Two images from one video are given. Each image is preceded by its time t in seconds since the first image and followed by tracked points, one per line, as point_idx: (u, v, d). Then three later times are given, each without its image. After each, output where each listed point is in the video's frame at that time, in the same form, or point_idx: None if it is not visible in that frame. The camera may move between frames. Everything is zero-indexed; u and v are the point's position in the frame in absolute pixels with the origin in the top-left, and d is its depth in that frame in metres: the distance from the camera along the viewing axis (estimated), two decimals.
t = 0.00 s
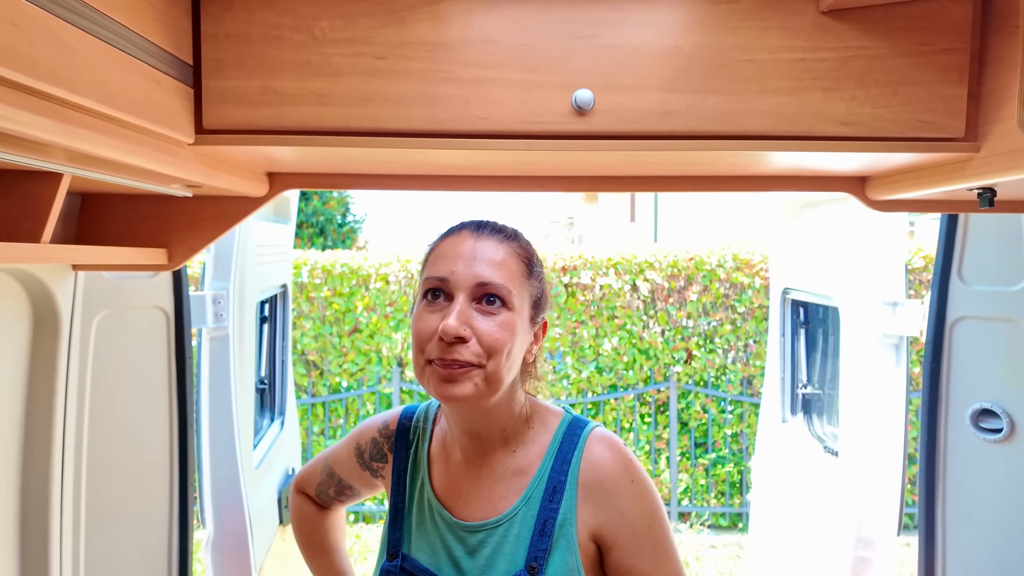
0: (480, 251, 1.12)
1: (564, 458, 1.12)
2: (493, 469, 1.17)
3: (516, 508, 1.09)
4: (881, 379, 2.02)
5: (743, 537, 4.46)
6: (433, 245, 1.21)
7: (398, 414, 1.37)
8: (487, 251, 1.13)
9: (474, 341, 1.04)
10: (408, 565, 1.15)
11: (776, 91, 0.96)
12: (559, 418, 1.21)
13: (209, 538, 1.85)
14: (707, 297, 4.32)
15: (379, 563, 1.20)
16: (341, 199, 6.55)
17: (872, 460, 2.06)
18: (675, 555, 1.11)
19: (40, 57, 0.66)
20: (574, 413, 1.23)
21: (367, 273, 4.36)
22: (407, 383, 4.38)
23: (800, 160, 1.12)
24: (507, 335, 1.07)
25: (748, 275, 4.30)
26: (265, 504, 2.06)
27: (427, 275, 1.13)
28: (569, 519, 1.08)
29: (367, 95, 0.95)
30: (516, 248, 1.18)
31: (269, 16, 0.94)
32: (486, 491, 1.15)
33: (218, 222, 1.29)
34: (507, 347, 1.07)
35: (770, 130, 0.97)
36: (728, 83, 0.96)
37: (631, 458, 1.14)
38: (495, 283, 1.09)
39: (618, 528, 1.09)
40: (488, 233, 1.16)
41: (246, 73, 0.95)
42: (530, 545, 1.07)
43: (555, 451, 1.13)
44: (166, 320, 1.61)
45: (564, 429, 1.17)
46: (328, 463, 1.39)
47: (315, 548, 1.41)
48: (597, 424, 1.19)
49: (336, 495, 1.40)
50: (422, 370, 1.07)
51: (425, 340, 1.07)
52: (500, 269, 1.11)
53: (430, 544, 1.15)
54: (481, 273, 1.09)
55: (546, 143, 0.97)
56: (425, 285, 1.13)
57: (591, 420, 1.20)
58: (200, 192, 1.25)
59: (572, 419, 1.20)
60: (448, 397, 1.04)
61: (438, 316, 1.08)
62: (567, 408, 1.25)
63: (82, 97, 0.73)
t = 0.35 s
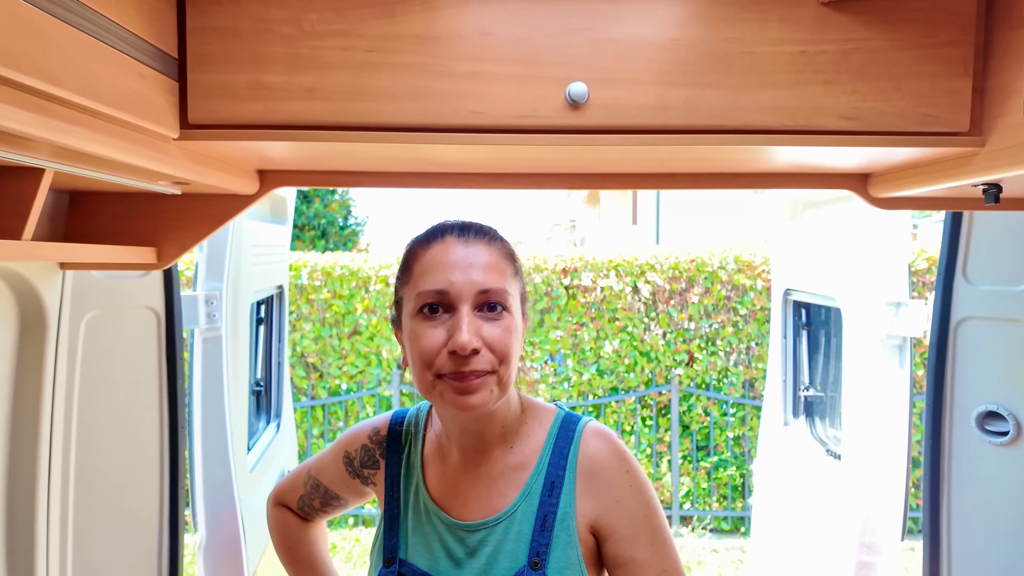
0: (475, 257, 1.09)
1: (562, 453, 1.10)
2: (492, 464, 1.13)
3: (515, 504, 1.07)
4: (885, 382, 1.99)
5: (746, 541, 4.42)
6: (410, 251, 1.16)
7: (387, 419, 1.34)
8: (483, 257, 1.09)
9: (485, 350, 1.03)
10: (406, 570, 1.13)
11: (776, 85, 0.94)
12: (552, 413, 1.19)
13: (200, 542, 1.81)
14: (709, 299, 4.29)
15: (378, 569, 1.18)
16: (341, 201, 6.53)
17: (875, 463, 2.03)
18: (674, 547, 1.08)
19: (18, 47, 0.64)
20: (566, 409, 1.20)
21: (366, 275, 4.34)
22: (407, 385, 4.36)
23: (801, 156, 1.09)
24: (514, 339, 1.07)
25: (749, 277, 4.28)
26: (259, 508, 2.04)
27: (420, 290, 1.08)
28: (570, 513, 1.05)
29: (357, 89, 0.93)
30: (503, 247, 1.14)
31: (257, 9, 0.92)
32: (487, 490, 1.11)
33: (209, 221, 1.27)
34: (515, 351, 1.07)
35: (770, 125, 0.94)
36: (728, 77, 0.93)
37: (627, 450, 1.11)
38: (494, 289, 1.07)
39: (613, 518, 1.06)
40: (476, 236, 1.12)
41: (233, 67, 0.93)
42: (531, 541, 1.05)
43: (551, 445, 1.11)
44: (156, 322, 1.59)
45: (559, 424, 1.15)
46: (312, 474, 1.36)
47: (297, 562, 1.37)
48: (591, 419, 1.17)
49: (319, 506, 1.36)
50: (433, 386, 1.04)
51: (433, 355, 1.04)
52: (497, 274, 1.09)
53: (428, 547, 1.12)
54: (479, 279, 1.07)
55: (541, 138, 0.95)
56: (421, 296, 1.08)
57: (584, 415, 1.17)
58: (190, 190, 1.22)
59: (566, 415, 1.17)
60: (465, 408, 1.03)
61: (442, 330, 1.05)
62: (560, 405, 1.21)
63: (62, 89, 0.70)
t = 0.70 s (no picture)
0: (490, 284, 1.04)
1: (544, 453, 1.08)
2: (478, 468, 1.12)
3: (496, 504, 1.06)
4: (882, 382, 1.98)
5: (745, 542, 4.41)
6: (418, 258, 1.11)
7: (384, 421, 1.34)
8: (499, 286, 1.05)
9: (487, 386, 1.03)
10: (391, 565, 1.12)
11: (767, 83, 0.92)
12: (539, 414, 1.16)
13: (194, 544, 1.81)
14: (707, 299, 4.28)
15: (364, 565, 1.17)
16: (341, 201, 6.52)
17: (872, 464, 2.02)
18: (660, 547, 1.04)
19: None
20: (554, 409, 1.18)
21: (364, 276, 4.33)
22: (405, 385, 4.35)
23: (794, 154, 1.08)
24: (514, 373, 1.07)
25: (748, 277, 4.26)
26: (253, 510, 2.03)
27: (431, 317, 1.04)
28: (550, 513, 1.04)
29: (344, 87, 0.92)
30: (518, 270, 1.10)
31: (243, 6, 0.91)
32: (469, 492, 1.10)
33: (200, 220, 1.26)
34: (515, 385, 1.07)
35: (762, 123, 0.93)
36: (719, 75, 0.92)
37: (610, 449, 1.09)
38: (506, 325, 1.05)
39: (595, 519, 1.03)
40: (494, 257, 1.08)
41: (218, 65, 0.92)
42: (510, 540, 1.03)
43: (534, 446, 1.09)
44: (148, 323, 1.56)
45: (543, 425, 1.12)
46: (322, 472, 1.36)
47: (309, 556, 1.37)
48: (576, 418, 1.15)
49: (329, 503, 1.36)
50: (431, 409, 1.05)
51: (436, 382, 1.04)
52: (510, 306, 1.06)
53: (413, 544, 1.12)
54: (494, 316, 1.03)
55: (530, 137, 0.94)
56: (432, 322, 1.04)
57: (571, 415, 1.16)
58: (179, 189, 1.21)
59: (551, 414, 1.15)
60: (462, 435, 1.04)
61: (446, 357, 1.04)
62: (546, 405, 1.19)
63: (37, 85, 0.69)
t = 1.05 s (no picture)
0: (495, 261, 1.05)
1: (553, 449, 1.07)
2: (487, 464, 1.11)
3: (504, 501, 1.05)
4: (886, 381, 1.97)
5: (746, 542, 4.40)
6: (428, 241, 1.12)
7: (389, 417, 1.32)
8: (503, 263, 1.06)
9: (491, 362, 1.02)
10: (398, 564, 1.10)
11: (775, 75, 0.91)
12: (547, 409, 1.16)
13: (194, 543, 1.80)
14: (709, 299, 4.27)
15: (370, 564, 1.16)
16: (341, 201, 6.51)
17: (877, 464, 2.01)
18: (670, 544, 1.04)
19: None
20: (562, 405, 1.17)
21: (365, 275, 4.32)
22: (405, 385, 4.34)
23: (801, 148, 1.07)
24: (519, 353, 1.06)
25: (749, 276, 4.25)
26: (254, 509, 2.02)
27: (435, 289, 1.06)
28: (560, 509, 1.03)
29: (347, 78, 0.91)
30: (525, 254, 1.11)
31: None
32: (476, 487, 1.09)
33: (200, 215, 1.25)
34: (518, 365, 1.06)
35: (770, 116, 0.92)
36: (725, 67, 0.91)
37: (620, 444, 1.08)
38: (511, 300, 1.05)
39: (605, 515, 1.02)
40: (501, 237, 1.09)
41: (219, 56, 0.91)
42: (520, 537, 1.02)
43: (543, 442, 1.09)
44: (148, 319, 1.56)
45: (551, 420, 1.12)
46: (323, 470, 1.36)
47: (308, 556, 1.36)
48: (585, 413, 1.14)
49: (331, 502, 1.35)
50: (432, 388, 1.04)
51: (438, 358, 1.03)
52: (515, 283, 1.06)
53: (420, 542, 1.11)
54: (498, 290, 1.04)
55: (535, 129, 0.93)
56: (435, 296, 1.05)
57: (579, 411, 1.15)
58: (180, 184, 1.20)
59: (560, 411, 1.14)
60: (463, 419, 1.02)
61: (450, 333, 1.03)
62: (555, 401, 1.19)
63: (37, 74, 0.68)
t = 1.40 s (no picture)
0: (497, 255, 1.05)
1: (559, 445, 1.07)
2: (492, 461, 1.11)
3: (510, 497, 1.04)
4: (888, 379, 1.97)
5: (747, 542, 4.40)
6: (431, 237, 1.12)
7: (391, 415, 1.32)
8: (505, 257, 1.06)
9: (493, 356, 1.02)
10: (400, 565, 1.10)
11: (778, 71, 0.91)
12: (553, 406, 1.16)
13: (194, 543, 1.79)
14: (709, 298, 4.27)
15: (372, 564, 1.15)
16: (341, 201, 6.51)
17: (878, 464, 2.00)
18: (676, 541, 1.04)
19: None
20: (567, 402, 1.17)
21: (365, 275, 4.32)
22: (406, 384, 4.34)
23: (803, 145, 1.07)
24: (523, 347, 1.05)
25: (750, 276, 4.24)
26: (254, 507, 2.02)
27: (437, 283, 1.05)
28: (566, 505, 1.02)
29: (348, 75, 0.90)
30: (528, 248, 1.11)
31: None
32: (481, 485, 1.09)
33: (201, 213, 1.25)
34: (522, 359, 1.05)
35: (772, 113, 0.92)
36: (728, 63, 0.91)
37: (627, 440, 1.08)
38: (513, 293, 1.05)
39: (612, 511, 1.02)
40: (503, 232, 1.09)
41: (220, 53, 0.90)
42: (526, 535, 1.02)
43: (549, 437, 1.08)
44: (148, 318, 1.57)
45: (557, 416, 1.12)
46: (322, 471, 1.35)
47: (306, 559, 1.35)
48: (590, 409, 1.14)
49: (329, 503, 1.35)
50: (435, 385, 1.03)
51: (441, 355, 1.03)
52: (517, 276, 1.06)
53: (423, 542, 1.11)
54: (500, 283, 1.04)
55: (537, 126, 0.93)
56: (437, 291, 1.05)
57: (585, 407, 1.15)
58: (180, 181, 1.20)
59: (565, 406, 1.14)
60: (465, 417, 1.01)
61: (453, 328, 1.03)
62: (561, 398, 1.19)
63: (37, 70, 0.68)
